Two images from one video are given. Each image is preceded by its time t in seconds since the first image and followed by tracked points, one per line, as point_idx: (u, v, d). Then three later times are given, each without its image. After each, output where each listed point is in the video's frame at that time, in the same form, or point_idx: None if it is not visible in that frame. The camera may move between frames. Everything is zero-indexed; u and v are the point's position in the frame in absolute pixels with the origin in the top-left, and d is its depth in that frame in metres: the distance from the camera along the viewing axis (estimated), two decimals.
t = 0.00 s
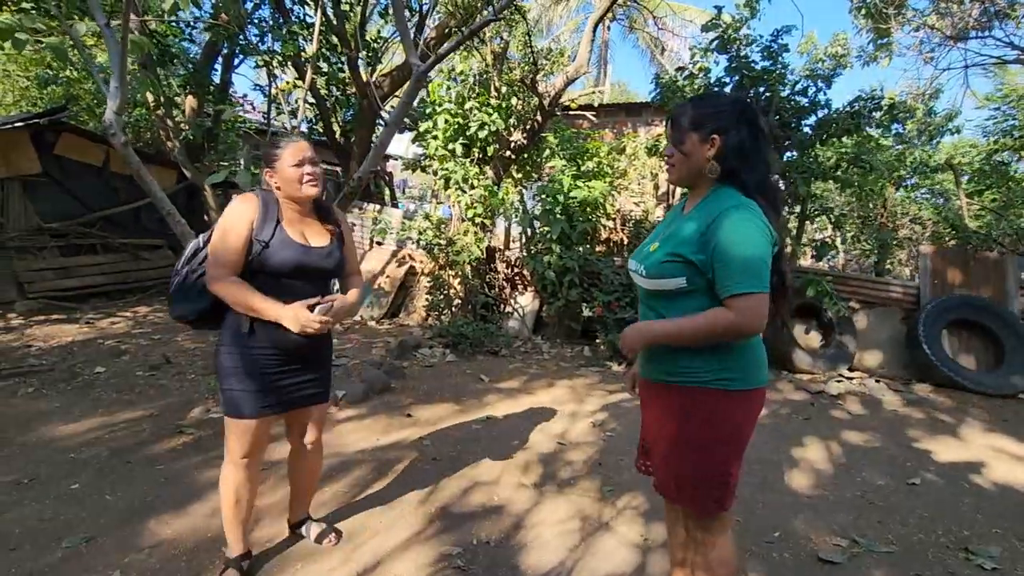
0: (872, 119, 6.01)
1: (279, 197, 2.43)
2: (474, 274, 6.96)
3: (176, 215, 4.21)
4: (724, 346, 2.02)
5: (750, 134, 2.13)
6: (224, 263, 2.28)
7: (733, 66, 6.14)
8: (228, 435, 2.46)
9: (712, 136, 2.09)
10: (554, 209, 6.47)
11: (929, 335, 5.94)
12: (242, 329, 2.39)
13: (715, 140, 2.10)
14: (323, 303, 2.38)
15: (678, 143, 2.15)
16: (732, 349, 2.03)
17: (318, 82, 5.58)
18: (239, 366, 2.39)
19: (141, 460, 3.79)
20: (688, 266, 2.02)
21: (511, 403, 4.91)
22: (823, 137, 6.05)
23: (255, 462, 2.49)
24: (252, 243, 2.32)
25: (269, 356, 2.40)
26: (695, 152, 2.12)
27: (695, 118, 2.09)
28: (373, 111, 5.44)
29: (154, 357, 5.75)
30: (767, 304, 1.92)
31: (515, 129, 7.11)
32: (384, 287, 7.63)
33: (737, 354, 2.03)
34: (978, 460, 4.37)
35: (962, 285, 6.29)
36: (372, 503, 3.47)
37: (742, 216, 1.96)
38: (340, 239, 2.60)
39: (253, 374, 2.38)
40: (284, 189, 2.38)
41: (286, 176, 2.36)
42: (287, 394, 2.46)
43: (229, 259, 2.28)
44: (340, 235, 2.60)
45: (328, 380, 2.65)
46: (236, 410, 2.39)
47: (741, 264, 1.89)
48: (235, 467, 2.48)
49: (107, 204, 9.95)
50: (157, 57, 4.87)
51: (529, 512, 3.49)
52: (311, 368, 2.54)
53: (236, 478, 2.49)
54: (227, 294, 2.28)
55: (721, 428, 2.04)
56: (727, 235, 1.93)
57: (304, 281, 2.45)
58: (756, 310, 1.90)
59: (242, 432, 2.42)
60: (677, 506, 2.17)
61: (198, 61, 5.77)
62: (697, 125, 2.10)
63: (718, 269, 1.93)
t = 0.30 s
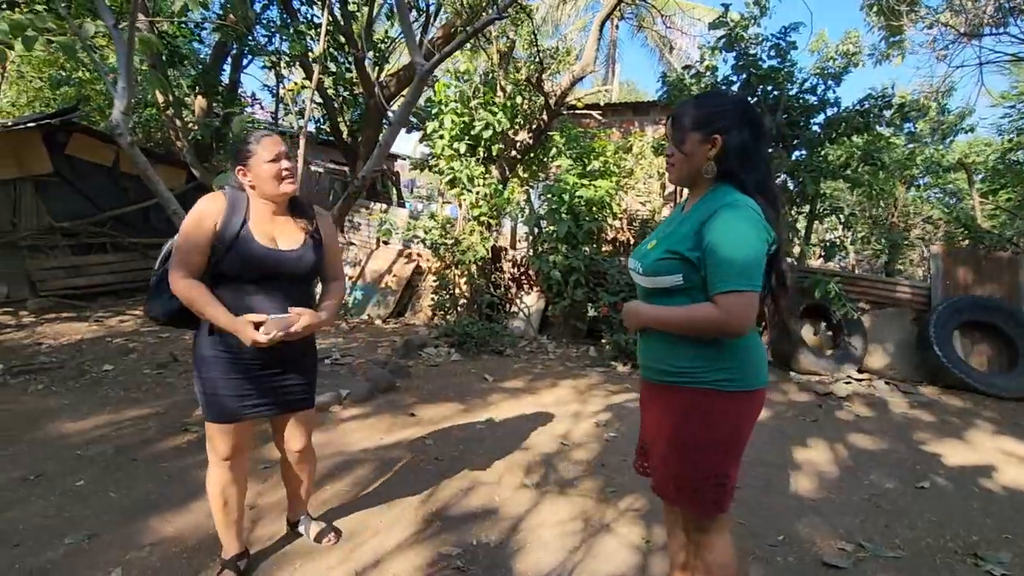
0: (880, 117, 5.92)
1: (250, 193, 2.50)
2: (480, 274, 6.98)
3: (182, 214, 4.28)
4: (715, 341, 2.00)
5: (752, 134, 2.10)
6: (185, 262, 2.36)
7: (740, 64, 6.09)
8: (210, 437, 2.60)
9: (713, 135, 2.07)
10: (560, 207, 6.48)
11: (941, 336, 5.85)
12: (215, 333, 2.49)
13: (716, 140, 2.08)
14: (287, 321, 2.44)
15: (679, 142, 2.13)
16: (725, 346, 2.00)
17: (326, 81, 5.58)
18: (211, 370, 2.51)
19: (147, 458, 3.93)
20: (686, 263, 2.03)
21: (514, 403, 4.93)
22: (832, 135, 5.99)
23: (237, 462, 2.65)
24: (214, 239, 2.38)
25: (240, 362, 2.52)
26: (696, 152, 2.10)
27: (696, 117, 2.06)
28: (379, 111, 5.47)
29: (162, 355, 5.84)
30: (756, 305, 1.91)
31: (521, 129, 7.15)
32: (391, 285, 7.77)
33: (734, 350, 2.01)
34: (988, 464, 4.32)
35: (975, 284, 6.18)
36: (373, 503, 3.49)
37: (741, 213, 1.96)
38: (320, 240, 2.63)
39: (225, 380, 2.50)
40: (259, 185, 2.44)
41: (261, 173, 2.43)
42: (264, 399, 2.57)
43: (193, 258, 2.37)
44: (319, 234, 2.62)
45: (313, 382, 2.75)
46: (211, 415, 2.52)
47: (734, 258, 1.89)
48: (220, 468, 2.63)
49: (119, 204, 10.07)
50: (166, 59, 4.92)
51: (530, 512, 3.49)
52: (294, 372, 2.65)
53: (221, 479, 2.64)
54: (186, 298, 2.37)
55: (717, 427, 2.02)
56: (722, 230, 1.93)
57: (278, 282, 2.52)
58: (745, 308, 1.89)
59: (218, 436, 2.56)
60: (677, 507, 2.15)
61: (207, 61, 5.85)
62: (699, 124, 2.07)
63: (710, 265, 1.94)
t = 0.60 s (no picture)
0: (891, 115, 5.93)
1: (241, 192, 2.55)
2: (488, 273, 6.97)
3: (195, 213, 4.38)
4: (715, 339, 1.97)
5: (756, 134, 2.09)
6: (178, 258, 2.41)
7: (750, 62, 6.04)
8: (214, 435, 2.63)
9: (719, 136, 2.05)
10: (568, 208, 6.50)
11: (955, 338, 5.77)
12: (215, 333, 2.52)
13: (720, 140, 2.06)
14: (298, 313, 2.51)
15: (683, 142, 2.12)
16: (724, 343, 1.98)
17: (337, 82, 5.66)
18: (212, 369, 2.55)
19: (157, 453, 4.00)
20: (687, 261, 2.02)
21: (521, 402, 4.95)
22: (845, 134, 5.98)
23: (241, 459, 2.68)
24: (207, 237, 2.43)
25: (242, 362, 2.55)
26: (700, 153, 2.09)
27: (701, 118, 2.04)
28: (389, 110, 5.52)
29: (173, 352, 5.92)
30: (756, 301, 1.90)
31: (529, 129, 7.13)
32: (400, 284, 7.89)
33: (736, 348, 1.99)
34: (1002, 468, 4.26)
35: (991, 284, 6.09)
36: (378, 500, 3.51)
37: (741, 213, 1.94)
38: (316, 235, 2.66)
39: (226, 379, 2.54)
40: (248, 183, 2.50)
41: (250, 170, 2.49)
42: (265, 399, 2.60)
43: (186, 257, 2.42)
44: (314, 229, 2.66)
45: (317, 381, 2.76)
46: (213, 413, 2.56)
47: (734, 257, 1.88)
48: (224, 466, 2.66)
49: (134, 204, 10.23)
50: (180, 60, 4.99)
51: (534, 512, 3.49)
52: (298, 370, 2.67)
53: (226, 477, 2.67)
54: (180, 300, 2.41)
55: (719, 426, 2.01)
56: (722, 231, 1.92)
57: (275, 276, 2.56)
58: (745, 307, 1.87)
59: (221, 433, 2.61)
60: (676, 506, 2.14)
61: (220, 62, 5.94)
62: (704, 125, 2.05)
63: (710, 264, 1.93)
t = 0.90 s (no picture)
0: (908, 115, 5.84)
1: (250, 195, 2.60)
2: (499, 273, 6.96)
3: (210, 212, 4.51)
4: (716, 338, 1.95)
5: (761, 136, 2.08)
6: (195, 259, 2.44)
7: (762, 61, 5.99)
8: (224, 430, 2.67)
9: (724, 137, 2.03)
10: (578, 208, 6.57)
11: (974, 342, 5.70)
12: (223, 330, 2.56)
13: (726, 142, 2.04)
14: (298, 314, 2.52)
15: (688, 143, 2.09)
16: (725, 341, 1.96)
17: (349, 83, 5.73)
18: (222, 365, 2.59)
19: (171, 449, 4.07)
20: (690, 261, 2.00)
21: (530, 402, 4.96)
22: (859, 133, 5.86)
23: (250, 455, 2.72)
24: (219, 237, 2.48)
25: (249, 358, 2.58)
26: (705, 155, 2.06)
27: (706, 119, 2.02)
28: (400, 110, 5.57)
29: (188, 349, 6.02)
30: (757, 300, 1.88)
31: (539, 129, 7.15)
32: (411, 284, 7.93)
33: (738, 346, 1.97)
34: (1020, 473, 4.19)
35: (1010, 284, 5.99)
36: (386, 498, 3.54)
37: (740, 213, 1.93)
38: (324, 236, 2.69)
39: (235, 375, 2.57)
40: (248, 188, 2.55)
41: (249, 176, 2.54)
42: (272, 396, 2.63)
43: (202, 261, 2.45)
44: (322, 230, 2.68)
45: (325, 378, 2.78)
46: (221, 408, 2.60)
47: (734, 257, 1.87)
48: (233, 461, 2.70)
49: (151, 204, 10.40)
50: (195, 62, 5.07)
51: (542, 511, 3.50)
52: (305, 366, 2.69)
53: (236, 472, 2.72)
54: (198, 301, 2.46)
55: (723, 424, 1.99)
56: (723, 231, 1.91)
57: (283, 276, 2.58)
58: (745, 307, 1.86)
59: (229, 428, 2.64)
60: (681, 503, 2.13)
61: (235, 64, 6.03)
62: (709, 126, 2.03)
63: (711, 264, 1.92)
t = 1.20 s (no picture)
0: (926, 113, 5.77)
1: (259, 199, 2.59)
2: (510, 273, 7.03)
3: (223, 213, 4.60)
4: (729, 337, 1.91)
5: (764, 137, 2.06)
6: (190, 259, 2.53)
7: (776, 59, 5.94)
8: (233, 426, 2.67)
9: (726, 139, 2.01)
10: (591, 208, 6.57)
11: (994, 343, 5.59)
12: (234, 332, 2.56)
13: (728, 144, 2.02)
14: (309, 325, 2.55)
15: (690, 147, 2.07)
16: (735, 341, 1.93)
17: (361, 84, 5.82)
18: (233, 362, 2.60)
19: (185, 446, 4.13)
20: (697, 263, 1.97)
21: (540, 402, 4.97)
22: (875, 132, 5.82)
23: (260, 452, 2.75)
24: (225, 236, 2.53)
25: (259, 356, 2.59)
26: (708, 158, 2.04)
27: (708, 122, 2.00)
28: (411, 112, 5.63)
29: (203, 348, 6.11)
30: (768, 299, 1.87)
31: (551, 129, 7.10)
32: (422, 284, 8.01)
33: (749, 344, 1.94)
34: None
35: None
36: (395, 496, 3.56)
37: (743, 215, 1.91)
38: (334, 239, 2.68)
39: (246, 372, 2.58)
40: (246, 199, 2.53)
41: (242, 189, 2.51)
42: (282, 394, 2.63)
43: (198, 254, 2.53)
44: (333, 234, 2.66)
45: (334, 377, 2.78)
46: (232, 406, 2.61)
47: (741, 257, 1.85)
48: (244, 457, 2.73)
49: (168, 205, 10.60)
50: (210, 65, 5.16)
51: (550, 511, 3.50)
52: (315, 365, 2.68)
53: (247, 468, 2.74)
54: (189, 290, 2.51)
55: (730, 422, 1.97)
56: (729, 233, 1.89)
57: (293, 278, 2.58)
58: (756, 306, 1.85)
59: (240, 425, 2.66)
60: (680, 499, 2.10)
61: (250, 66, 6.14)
62: (710, 129, 2.01)
63: (720, 265, 1.90)
